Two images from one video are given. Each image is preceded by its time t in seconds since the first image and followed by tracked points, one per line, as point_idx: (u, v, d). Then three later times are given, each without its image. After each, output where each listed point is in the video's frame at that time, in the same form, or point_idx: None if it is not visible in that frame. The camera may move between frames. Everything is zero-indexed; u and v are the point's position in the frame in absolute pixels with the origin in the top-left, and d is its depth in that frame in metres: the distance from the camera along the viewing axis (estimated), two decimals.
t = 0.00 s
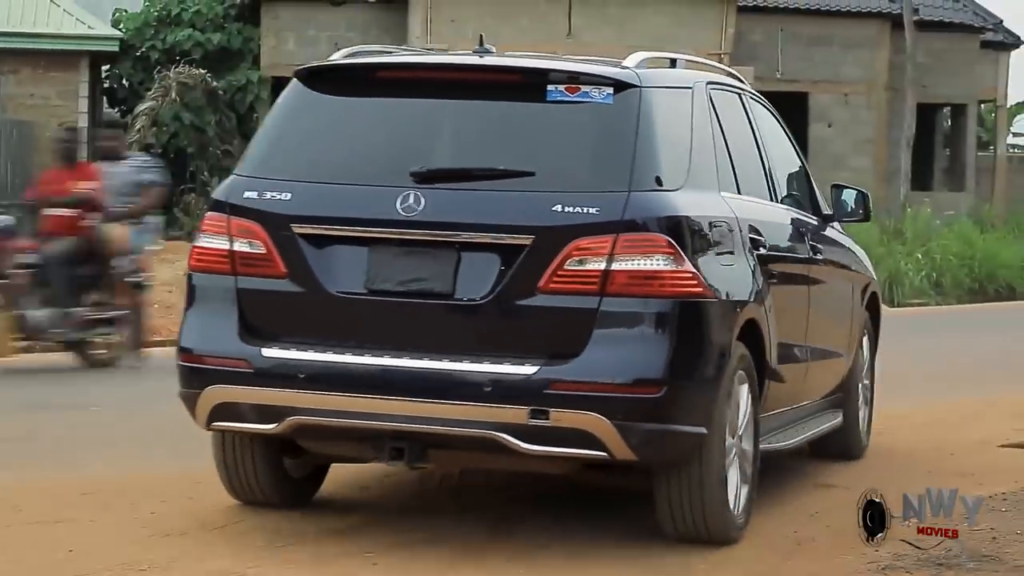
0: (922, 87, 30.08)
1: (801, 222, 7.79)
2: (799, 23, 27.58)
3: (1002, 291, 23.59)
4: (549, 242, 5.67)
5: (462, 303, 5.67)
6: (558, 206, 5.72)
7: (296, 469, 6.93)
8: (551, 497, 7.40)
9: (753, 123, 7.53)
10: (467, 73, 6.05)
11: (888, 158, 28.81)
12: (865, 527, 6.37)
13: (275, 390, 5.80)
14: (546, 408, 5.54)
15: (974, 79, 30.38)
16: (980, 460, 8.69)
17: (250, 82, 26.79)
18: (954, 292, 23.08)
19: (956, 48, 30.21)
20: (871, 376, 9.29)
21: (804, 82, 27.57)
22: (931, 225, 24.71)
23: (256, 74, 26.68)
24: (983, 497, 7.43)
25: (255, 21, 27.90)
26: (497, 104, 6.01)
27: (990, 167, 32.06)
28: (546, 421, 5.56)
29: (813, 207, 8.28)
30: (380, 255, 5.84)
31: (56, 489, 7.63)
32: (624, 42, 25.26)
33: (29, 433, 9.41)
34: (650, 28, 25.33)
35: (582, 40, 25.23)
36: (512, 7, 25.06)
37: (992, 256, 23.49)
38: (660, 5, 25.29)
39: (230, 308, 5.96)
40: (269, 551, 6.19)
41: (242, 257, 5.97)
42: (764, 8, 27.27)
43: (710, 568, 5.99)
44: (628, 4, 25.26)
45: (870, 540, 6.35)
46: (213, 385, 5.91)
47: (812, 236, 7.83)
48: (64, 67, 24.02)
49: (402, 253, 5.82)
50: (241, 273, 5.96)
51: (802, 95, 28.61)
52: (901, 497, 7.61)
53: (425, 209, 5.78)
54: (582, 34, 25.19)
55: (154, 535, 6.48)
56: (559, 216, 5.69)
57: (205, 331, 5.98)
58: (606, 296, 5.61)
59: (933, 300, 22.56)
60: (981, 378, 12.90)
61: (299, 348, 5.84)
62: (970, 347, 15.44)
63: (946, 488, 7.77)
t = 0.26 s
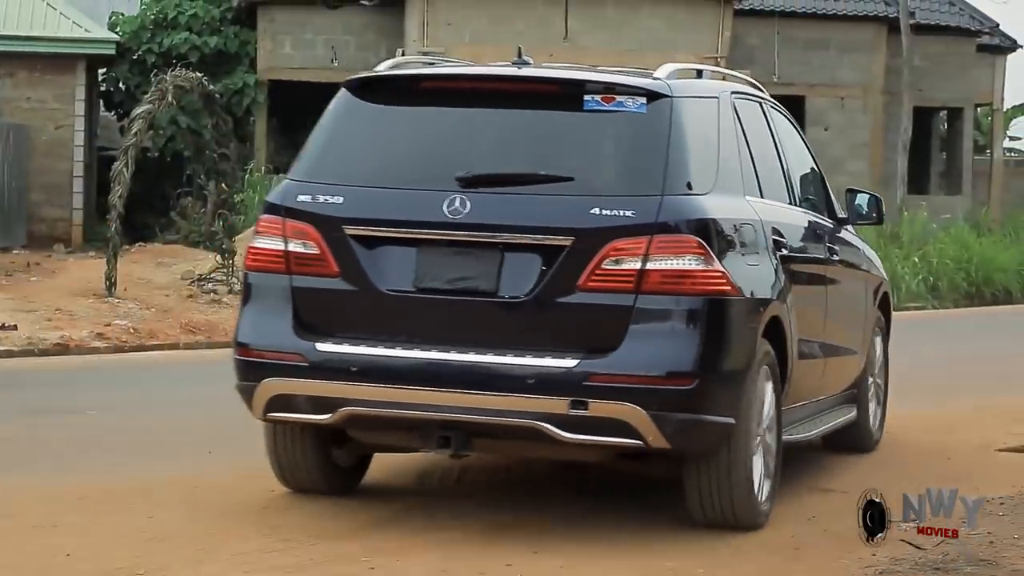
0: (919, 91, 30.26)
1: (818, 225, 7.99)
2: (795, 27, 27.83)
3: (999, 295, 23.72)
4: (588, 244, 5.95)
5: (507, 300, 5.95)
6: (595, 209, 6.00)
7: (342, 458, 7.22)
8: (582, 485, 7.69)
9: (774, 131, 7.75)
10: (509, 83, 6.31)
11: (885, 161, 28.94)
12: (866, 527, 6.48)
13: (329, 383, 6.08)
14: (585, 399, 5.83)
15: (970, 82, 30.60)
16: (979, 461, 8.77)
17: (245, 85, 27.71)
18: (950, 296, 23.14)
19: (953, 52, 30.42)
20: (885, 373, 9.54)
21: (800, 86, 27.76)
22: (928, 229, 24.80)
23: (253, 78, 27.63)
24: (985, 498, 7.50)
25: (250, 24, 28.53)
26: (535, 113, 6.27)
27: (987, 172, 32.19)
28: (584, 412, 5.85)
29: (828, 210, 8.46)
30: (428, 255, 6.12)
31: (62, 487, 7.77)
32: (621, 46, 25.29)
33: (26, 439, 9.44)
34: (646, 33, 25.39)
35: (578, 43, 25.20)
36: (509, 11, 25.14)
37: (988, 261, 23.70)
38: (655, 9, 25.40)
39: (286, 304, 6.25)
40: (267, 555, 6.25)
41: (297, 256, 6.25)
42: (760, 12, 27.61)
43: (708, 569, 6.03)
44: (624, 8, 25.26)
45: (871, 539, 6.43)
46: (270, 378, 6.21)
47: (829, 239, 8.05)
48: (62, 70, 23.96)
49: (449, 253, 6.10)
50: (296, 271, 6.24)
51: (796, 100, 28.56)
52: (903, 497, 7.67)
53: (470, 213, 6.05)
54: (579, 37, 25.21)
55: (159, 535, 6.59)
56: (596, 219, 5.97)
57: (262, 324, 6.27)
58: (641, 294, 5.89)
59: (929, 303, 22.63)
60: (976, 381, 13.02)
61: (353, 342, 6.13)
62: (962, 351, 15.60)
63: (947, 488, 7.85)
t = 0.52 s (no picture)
0: (903, 102, 30.35)
1: (829, 235, 8.34)
2: (780, 39, 28.21)
3: (985, 305, 23.91)
4: (619, 254, 6.31)
5: (544, 308, 6.33)
6: (625, 222, 6.36)
7: (387, 457, 7.66)
8: (607, 483, 8.07)
9: (788, 148, 8.12)
10: (544, 106, 6.69)
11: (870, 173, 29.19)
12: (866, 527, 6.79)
13: (378, 386, 6.46)
14: (617, 399, 6.20)
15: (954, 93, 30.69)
16: (966, 465, 8.94)
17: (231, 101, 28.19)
18: (936, 306, 23.33)
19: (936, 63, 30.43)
20: (892, 372, 9.92)
21: (786, 97, 28.03)
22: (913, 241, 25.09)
23: (238, 93, 28.14)
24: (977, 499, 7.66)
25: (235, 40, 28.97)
26: (567, 133, 6.64)
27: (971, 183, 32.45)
28: (617, 411, 6.21)
29: (838, 219, 8.82)
30: (470, 266, 6.50)
31: (69, 496, 7.94)
32: (607, 59, 25.25)
33: (20, 443, 9.49)
34: (634, 44, 25.28)
35: (563, 57, 25.19)
36: (494, 26, 25.26)
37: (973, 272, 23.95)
38: (640, 22, 25.25)
39: (337, 312, 6.64)
40: (268, 565, 6.37)
41: (347, 267, 6.64)
42: (746, 25, 27.97)
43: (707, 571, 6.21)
44: (609, 21, 25.22)
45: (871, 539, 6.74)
46: (323, 381, 6.59)
47: (839, 248, 8.40)
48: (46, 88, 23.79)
49: (490, 264, 6.48)
50: (346, 282, 6.63)
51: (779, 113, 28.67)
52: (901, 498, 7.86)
53: (508, 227, 6.42)
54: (564, 51, 25.19)
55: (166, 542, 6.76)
56: (627, 232, 6.33)
57: (315, 331, 6.66)
58: (668, 300, 6.26)
59: (916, 314, 22.79)
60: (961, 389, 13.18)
61: (400, 348, 6.51)
62: (945, 359, 15.83)
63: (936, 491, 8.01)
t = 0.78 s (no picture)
0: (884, 108, 29.67)
1: (834, 238, 8.14)
2: (761, 45, 27.67)
3: (966, 309, 23.57)
4: (636, 258, 6.47)
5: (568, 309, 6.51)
6: (642, 228, 6.52)
7: (420, 449, 7.89)
8: (626, 475, 8.22)
9: (794, 156, 8.00)
10: (565, 119, 6.87)
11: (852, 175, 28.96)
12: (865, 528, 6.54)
13: (410, 384, 6.65)
14: (635, 393, 6.37)
15: (935, 96, 30.06)
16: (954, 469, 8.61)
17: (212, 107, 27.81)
18: (917, 311, 23.02)
19: (916, 68, 29.79)
20: (895, 371, 9.80)
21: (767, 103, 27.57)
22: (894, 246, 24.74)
23: (220, 99, 27.76)
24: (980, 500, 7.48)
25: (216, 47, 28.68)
26: (585, 144, 6.82)
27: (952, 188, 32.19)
28: (634, 406, 6.38)
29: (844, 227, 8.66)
30: (496, 270, 6.66)
31: (27, 506, 7.59)
32: (588, 64, 25.00)
33: None
34: (616, 49, 25.04)
35: (545, 62, 24.96)
36: (474, 31, 24.84)
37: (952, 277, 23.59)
38: (620, 26, 25.03)
39: (372, 312, 6.81)
40: None
41: (381, 270, 6.81)
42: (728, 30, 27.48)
43: None
44: (589, 26, 25.00)
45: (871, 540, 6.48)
46: (359, 381, 6.77)
47: (844, 251, 8.19)
48: (28, 93, 23.16)
49: (514, 268, 6.64)
50: (381, 284, 6.80)
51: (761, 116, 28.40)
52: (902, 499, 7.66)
53: (532, 233, 6.59)
54: (544, 56, 24.97)
55: (124, 558, 6.42)
56: (644, 237, 6.49)
57: (351, 331, 6.84)
58: (683, 301, 6.42)
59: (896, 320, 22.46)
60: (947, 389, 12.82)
61: (430, 347, 6.68)
62: (928, 360, 15.54)
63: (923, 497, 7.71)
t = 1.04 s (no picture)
0: (860, 112, 29.75)
1: (841, 241, 8.79)
2: (737, 50, 27.62)
3: (942, 313, 23.49)
4: (649, 262, 7.18)
5: (585, 309, 7.23)
6: (654, 233, 7.23)
7: (449, 441, 8.41)
8: (641, 463, 8.87)
9: (802, 166, 8.68)
10: (583, 133, 7.60)
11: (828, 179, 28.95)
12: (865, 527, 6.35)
13: (441, 379, 7.38)
14: (648, 387, 7.09)
15: (909, 100, 30.08)
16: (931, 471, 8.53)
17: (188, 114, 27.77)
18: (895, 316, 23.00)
19: (891, 72, 29.80)
20: (908, 369, 10.21)
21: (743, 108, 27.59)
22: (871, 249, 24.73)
23: (195, 106, 27.70)
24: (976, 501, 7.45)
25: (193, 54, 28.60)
26: (602, 159, 7.55)
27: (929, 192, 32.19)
28: (648, 397, 7.10)
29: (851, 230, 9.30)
30: (519, 274, 7.39)
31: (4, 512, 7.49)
32: (563, 71, 24.90)
33: None
34: (592, 55, 24.98)
35: (521, 68, 24.87)
36: (450, 37, 24.69)
37: (929, 282, 23.56)
38: (597, 31, 24.95)
39: (403, 315, 7.53)
40: None
41: (413, 276, 7.53)
42: (704, 35, 27.36)
43: None
44: (566, 31, 24.91)
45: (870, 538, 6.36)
46: (394, 376, 7.49)
47: (851, 252, 8.84)
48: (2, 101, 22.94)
49: (536, 271, 7.36)
50: (412, 289, 7.52)
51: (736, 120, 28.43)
52: (903, 497, 7.67)
53: (551, 239, 7.31)
54: (521, 63, 24.87)
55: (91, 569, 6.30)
56: (655, 242, 7.20)
57: (386, 331, 7.56)
58: (692, 302, 7.12)
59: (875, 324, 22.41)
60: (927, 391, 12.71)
61: (459, 345, 7.41)
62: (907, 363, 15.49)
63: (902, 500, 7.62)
